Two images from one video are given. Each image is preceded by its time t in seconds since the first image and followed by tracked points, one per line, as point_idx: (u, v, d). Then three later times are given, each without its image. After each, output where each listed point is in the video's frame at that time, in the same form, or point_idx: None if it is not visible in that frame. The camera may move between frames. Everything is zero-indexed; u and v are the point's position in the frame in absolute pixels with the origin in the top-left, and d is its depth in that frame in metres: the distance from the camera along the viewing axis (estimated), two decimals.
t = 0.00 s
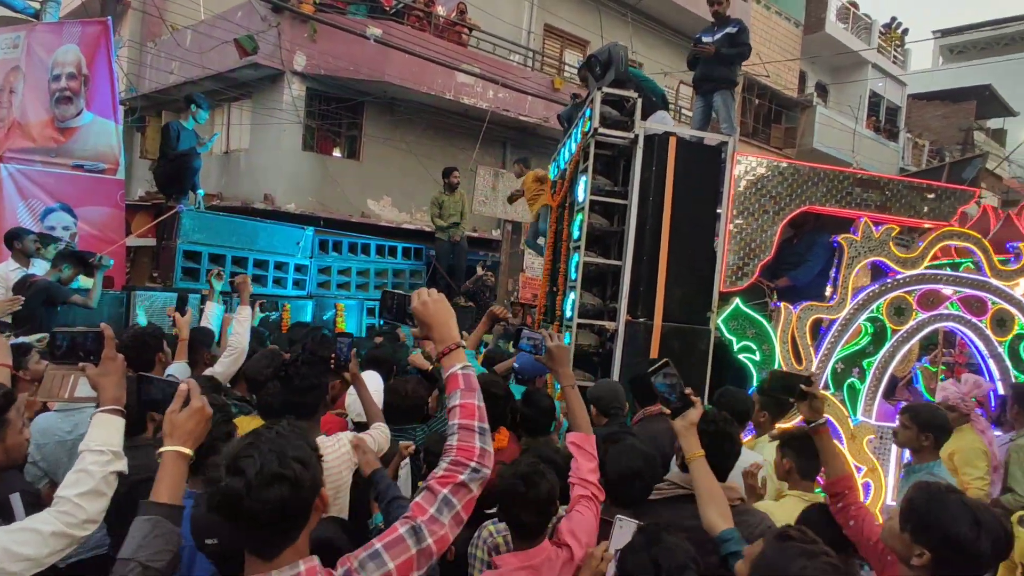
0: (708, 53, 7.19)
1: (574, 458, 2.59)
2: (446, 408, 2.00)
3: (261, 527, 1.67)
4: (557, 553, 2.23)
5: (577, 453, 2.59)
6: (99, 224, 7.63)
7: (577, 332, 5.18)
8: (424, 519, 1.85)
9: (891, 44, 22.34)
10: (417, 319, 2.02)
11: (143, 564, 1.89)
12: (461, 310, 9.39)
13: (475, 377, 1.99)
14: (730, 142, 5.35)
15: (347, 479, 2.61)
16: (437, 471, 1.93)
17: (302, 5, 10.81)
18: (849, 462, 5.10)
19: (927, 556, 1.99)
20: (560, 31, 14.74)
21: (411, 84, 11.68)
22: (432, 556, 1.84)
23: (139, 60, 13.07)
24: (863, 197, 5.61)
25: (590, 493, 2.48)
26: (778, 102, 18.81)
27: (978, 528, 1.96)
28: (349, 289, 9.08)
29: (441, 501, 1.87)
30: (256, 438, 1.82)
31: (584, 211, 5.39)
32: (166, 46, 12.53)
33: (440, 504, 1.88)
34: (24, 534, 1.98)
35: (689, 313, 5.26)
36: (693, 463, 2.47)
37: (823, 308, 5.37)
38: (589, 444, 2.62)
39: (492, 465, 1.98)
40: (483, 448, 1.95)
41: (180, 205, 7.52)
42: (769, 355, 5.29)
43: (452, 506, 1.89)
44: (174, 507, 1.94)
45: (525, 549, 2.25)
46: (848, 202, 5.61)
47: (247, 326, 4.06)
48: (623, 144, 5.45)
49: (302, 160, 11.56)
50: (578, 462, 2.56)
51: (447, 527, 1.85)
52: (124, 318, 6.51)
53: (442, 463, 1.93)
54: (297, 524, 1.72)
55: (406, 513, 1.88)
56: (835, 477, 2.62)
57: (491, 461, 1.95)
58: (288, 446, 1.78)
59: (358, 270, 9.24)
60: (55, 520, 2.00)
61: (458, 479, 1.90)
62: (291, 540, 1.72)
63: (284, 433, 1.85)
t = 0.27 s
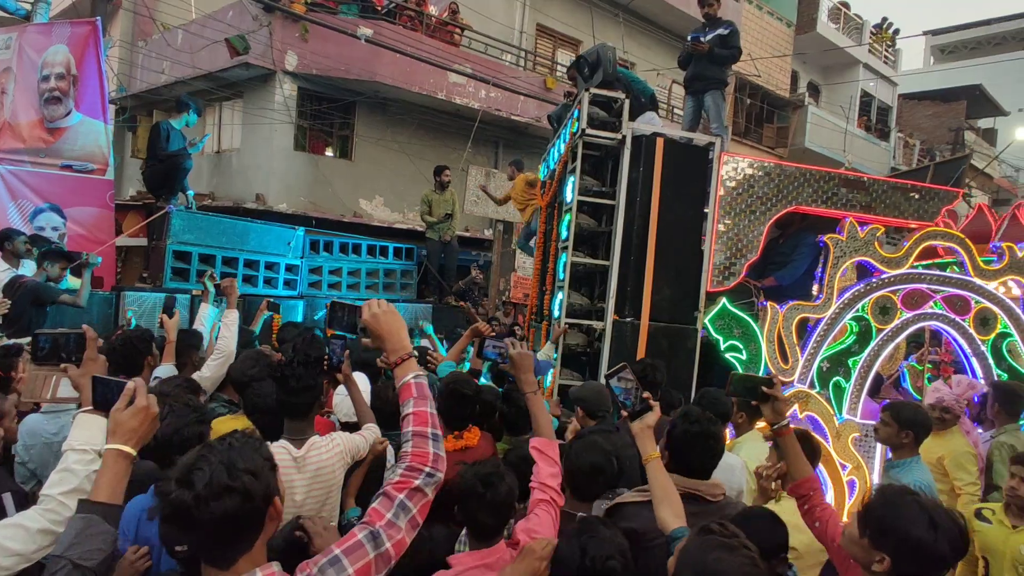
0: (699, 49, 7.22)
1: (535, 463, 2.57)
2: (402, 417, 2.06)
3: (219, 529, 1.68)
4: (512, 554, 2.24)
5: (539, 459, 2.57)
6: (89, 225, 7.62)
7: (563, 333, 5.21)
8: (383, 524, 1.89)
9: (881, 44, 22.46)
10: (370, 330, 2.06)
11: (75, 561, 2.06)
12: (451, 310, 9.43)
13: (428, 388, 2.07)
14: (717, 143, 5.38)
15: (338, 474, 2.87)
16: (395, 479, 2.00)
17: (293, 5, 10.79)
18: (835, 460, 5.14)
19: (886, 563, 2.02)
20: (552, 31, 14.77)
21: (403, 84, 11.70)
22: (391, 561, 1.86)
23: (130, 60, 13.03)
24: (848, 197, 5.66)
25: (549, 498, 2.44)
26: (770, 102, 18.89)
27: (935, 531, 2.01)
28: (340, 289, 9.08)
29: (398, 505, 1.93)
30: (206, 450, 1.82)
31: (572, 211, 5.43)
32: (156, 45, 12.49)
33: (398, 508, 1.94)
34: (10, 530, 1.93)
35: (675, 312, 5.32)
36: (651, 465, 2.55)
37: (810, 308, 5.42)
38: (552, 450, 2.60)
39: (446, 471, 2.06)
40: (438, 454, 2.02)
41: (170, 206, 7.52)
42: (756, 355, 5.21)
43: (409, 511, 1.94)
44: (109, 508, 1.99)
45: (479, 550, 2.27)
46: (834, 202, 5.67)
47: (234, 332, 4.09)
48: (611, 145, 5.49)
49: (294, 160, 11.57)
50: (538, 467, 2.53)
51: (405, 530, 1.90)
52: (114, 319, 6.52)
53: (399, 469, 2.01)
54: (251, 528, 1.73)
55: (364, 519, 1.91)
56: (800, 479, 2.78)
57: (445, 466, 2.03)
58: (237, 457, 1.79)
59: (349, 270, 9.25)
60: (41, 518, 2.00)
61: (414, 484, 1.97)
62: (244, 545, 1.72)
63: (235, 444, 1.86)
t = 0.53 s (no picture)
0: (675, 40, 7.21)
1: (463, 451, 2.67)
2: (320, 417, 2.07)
3: (111, 541, 1.61)
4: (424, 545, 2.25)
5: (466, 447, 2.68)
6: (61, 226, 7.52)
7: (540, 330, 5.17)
8: (288, 521, 1.91)
9: (861, 35, 22.62)
10: (289, 330, 2.06)
11: None
12: (433, 306, 9.39)
13: (347, 385, 2.07)
14: (692, 136, 5.39)
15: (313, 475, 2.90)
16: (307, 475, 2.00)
17: None
18: (812, 450, 5.15)
19: (828, 553, 2.06)
20: (532, 25, 14.73)
21: (382, 80, 11.62)
22: (296, 557, 1.89)
23: (104, 57, 12.82)
24: (821, 189, 5.69)
25: (469, 484, 2.53)
26: (751, 94, 18.97)
27: (873, 520, 2.03)
28: (319, 287, 9.00)
29: (307, 502, 1.94)
30: (88, 462, 1.70)
31: (548, 206, 5.43)
32: (130, 43, 12.29)
33: (307, 505, 1.95)
34: None
35: (652, 305, 5.32)
36: (609, 455, 2.64)
37: (786, 299, 5.34)
38: (481, 440, 2.72)
39: (363, 466, 2.07)
40: (354, 452, 2.03)
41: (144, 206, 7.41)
42: (733, 346, 5.27)
43: (320, 508, 1.95)
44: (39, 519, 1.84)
45: (392, 543, 2.31)
46: (808, 193, 5.71)
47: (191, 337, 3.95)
48: (587, 139, 5.48)
49: (272, 158, 11.46)
50: (464, 454, 2.63)
51: (312, 528, 1.91)
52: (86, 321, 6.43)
53: (313, 466, 2.01)
54: (145, 538, 1.66)
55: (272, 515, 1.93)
56: (750, 470, 2.74)
57: (361, 461, 2.04)
58: (118, 469, 1.66)
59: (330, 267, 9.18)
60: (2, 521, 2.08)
61: (326, 481, 1.97)
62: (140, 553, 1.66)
63: (120, 454, 1.71)
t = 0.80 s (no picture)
0: (659, 31, 7.20)
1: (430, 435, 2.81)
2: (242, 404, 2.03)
3: None
4: (392, 529, 2.39)
5: (432, 431, 2.82)
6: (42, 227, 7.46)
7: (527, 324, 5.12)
8: (185, 509, 1.85)
9: (847, 23, 22.66)
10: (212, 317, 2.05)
11: None
12: (422, 301, 9.36)
13: (265, 372, 2.02)
14: (675, 127, 5.36)
15: (301, 473, 2.95)
16: (215, 462, 1.94)
17: None
18: (799, 436, 5.21)
19: (783, 537, 2.07)
20: (518, 17, 14.65)
21: (366, 75, 11.54)
22: (191, 546, 1.82)
23: (85, 56, 12.68)
24: (805, 177, 5.63)
25: (434, 468, 2.71)
26: (738, 84, 18.98)
27: (822, 501, 2.04)
28: (308, 284, 8.94)
29: (207, 490, 1.87)
30: None
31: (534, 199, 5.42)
32: (111, 41, 12.15)
33: (210, 492, 1.88)
34: None
35: (639, 297, 5.32)
36: (567, 446, 2.86)
37: (772, 288, 5.36)
38: (446, 423, 2.83)
39: (276, 453, 2.00)
40: (264, 438, 1.97)
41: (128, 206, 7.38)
42: (720, 337, 5.28)
43: (221, 496, 1.88)
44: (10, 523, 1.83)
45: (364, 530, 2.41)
46: (793, 182, 5.63)
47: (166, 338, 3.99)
48: (570, 132, 5.45)
49: (257, 155, 11.37)
50: (429, 438, 2.79)
51: (210, 516, 1.84)
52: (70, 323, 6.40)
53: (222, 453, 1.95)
54: (31, 527, 1.70)
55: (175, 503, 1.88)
56: (716, 457, 2.71)
57: (273, 449, 1.98)
58: None
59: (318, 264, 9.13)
60: None
61: (231, 468, 1.91)
62: (31, 541, 1.71)
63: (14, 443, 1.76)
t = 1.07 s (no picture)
0: (657, 27, 7.17)
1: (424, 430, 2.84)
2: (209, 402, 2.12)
3: None
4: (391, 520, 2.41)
5: (427, 426, 2.84)
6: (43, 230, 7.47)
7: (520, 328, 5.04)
8: (152, 503, 1.91)
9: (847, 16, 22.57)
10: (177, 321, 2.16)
11: None
12: (423, 300, 9.36)
13: (227, 369, 2.12)
14: (675, 124, 5.36)
15: (310, 470, 2.93)
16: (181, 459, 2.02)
17: None
18: (802, 433, 5.15)
19: (787, 539, 2.01)
20: (517, 14, 14.62)
21: (365, 73, 11.52)
22: (159, 539, 1.88)
23: (83, 57, 12.66)
24: (806, 174, 5.60)
25: (429, 461, 2.71)
26: (737, 79, 18.94)
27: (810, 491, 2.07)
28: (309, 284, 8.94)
29: (172, 484, 1.94)
30: None
31: (534, 197, 5.41)
32: (109, 41, 12.13)
33: (176, 486, 1.95)
34: None
35: (641, 294, 5.33)
36: (544, 440, 2.95)
37: (772, 284, 5.32)
38: (440, 418, 2.87)
39: (242, 447, 2.07)
40: (228, 431, 2.04)
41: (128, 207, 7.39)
42: (721, 333, 5.21)
43: (187, 489, 1.95)
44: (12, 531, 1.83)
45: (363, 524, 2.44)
46: (794, 179, 5.61)
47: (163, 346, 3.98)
48: (570, 129, 5.47)
49: (256, 155, 11.35)
50: (424, 433, 2.81)
51: (176, 509, 1.91)
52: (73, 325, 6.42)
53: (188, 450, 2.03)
54: None
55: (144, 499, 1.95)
56: (702, 450, 2.76)
57: (239, 443, 2.05)
58: None
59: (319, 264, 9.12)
60: None
61: (195, 462, 1.98)
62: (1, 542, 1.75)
63: None
